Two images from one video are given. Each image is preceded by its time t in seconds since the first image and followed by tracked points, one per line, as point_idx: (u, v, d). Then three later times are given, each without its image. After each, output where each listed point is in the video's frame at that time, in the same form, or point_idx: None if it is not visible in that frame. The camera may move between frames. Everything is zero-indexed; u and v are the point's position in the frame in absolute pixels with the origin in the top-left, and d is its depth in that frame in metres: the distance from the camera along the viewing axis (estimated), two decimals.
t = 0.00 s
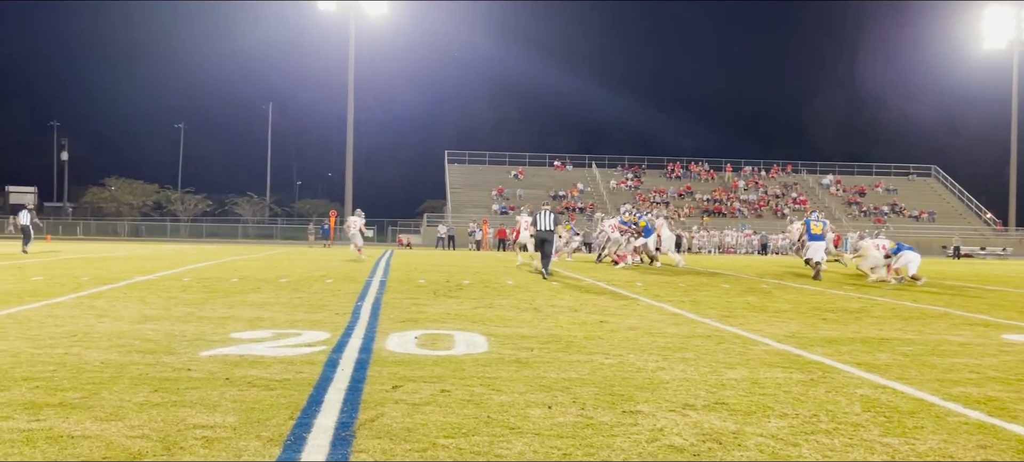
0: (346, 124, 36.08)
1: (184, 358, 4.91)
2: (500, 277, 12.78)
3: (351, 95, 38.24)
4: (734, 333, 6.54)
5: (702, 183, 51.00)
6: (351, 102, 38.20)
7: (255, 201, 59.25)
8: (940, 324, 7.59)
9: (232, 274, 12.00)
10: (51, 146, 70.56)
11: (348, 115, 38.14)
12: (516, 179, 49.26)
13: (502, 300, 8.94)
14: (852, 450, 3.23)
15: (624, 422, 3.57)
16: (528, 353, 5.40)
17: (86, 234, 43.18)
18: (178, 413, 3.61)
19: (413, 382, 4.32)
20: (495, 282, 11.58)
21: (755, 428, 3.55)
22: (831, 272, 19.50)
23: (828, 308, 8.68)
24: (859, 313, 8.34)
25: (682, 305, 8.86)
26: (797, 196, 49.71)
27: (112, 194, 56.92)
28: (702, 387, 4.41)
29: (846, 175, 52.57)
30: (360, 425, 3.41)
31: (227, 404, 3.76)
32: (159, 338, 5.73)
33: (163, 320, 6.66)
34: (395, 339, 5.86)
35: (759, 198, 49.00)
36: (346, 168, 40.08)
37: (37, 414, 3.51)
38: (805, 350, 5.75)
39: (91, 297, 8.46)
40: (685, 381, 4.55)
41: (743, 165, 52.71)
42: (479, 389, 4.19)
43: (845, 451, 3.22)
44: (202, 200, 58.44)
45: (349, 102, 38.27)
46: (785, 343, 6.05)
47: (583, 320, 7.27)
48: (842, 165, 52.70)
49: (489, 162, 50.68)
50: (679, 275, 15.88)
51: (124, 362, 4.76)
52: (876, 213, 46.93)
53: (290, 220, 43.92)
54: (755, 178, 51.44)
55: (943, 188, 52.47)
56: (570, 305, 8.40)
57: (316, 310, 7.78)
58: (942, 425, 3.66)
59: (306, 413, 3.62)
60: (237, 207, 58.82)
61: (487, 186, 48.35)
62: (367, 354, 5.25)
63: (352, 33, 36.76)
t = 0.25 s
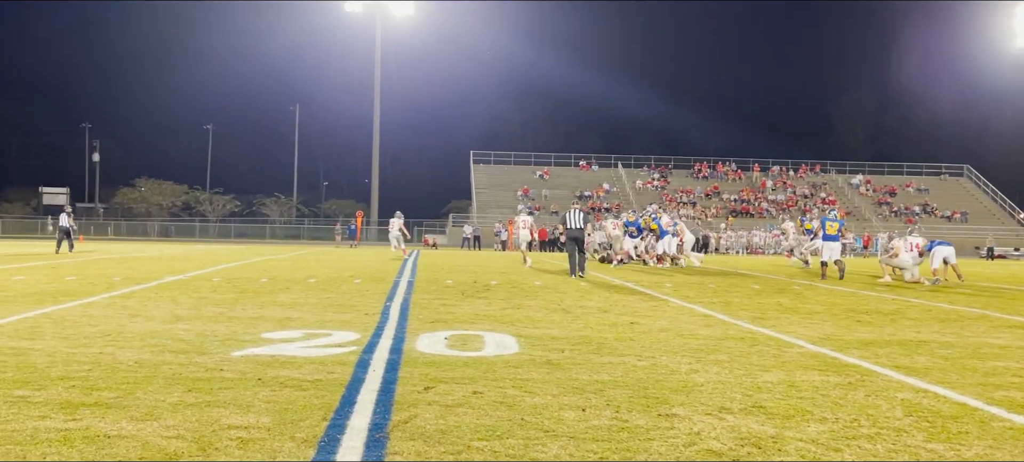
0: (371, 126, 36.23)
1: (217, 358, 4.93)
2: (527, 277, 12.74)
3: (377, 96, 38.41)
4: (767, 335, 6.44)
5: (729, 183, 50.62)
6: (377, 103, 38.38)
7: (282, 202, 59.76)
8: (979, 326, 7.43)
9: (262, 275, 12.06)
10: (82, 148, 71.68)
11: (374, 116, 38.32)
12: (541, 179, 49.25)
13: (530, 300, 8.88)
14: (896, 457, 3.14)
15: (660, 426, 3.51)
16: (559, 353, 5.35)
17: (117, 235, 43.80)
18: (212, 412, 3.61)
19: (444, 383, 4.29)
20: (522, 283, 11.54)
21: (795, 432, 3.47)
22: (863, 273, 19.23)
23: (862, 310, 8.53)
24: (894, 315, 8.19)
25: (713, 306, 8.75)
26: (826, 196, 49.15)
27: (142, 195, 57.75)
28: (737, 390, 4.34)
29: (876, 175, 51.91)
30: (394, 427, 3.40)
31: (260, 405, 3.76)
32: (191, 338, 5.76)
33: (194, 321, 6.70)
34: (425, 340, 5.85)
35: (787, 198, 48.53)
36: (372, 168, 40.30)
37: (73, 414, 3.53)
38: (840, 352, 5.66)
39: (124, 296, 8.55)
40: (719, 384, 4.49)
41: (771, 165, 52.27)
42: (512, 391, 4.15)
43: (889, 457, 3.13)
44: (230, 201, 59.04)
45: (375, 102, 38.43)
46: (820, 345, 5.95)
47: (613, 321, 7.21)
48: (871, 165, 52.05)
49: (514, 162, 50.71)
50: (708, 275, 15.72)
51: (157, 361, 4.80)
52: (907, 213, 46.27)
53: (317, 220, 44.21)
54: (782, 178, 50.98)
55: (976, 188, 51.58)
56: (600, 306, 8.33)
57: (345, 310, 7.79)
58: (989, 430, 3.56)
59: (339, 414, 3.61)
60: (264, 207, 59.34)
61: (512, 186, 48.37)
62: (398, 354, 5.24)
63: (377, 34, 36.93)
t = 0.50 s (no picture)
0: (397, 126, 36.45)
1: (252, 359, 4.96)
2: (556, 278, 12.70)
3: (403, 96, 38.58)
4: (802, 337, 6.36)
5: (756, 184, 50.22)
6: (403, 104, 38.56)
7: (309, 202, 60.23)
8: (1019, 329, 7.28)
9: (292, 275, 12.15)
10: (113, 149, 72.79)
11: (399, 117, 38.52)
12: (567, 180, 49.20)
13: (560, 302, 8.85)
14: None
15: (699, 430, 3.47)
16: (592, 356, 5.32)
17: (147, 235, 44.40)
18: (251, 412, 3.63)
19: (479, 385, 4.28)
20: (551, 284, 11.52)
21: (837, 437, 3.42)
22: (896, 275, 18.96)
23: (897, 313, 8.40)
24: (931, 317, 8.05)
25: (745, 308, 8.66)
26: (855, 197, 48.57)
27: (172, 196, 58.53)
28: (776, 393, 4.29)
29: (906, 175, 51.21)
30: (432, 428, 3.39)
31: (298, 405, 3.77)
32: (225, 338, 5.80)
33: (228, 321, 6.76)
34: (457, 340, 5.84)
35: (815, 198, 48.02)
36: (398, 169, 40.50)
37: (114, 414, 3.56)
38: (879, 355, 5.56)
39: (158, 296, 8.65)
40: (757, 387, 4.43)
41: (799, 165, 51.77)
42: (547, 393, 4.13)
43: None
44: (258, 202, 59.60)
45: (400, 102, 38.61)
46: (858, 348, 5.86)
47: (645, 323, 7.15)
48: (901, 165, 51.37)
49: (540, 163, 50.72)
50: (737, 277, 15.59)
51: (194, 361, 4.84)
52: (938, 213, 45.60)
53: (343, 221, 44.50)
54: (811, 178, 50.48)
55: (1009, 188, 50.69)
56: (630, 308, 8.28)
57: (376, 310, 7.81)
58: None
59: (376, 415, 3.61)
60: (291, 208, 59.82)
61: (537, 187, 48.37)
62: (431, 355, 5.24)
63: (403, 35, 37.08)
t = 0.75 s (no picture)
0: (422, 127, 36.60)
1: (290, 360, 4.99)
2: (585, 280, 12.65)
3: (428, 98, 38.71)
4: (841, 340, 6.27)
5: (784, 184, 49.77)
6: (428, 105, 38.67)
7: (335, 203, 60.60)
8: None
9: (323, 276, 12.22)
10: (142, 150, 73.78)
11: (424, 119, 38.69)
12: (592, 181, 49.10)
13: (591, 304, 8.81)
14: None
15: (745, 435, 3.43)
16: (630, 358, 5.28)
17: (176, 236, 44.91)
18: (294, 415, 3.64)
19: (518, 388, 4.26)
20: (581, 285, 11.48)
21: (887, 443, 3.36)
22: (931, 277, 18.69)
23: (936, 315, 8.26)
24: (971, 320, 7.91)
25: (779, 310, 8.57)
26: (885, 197, 47.97)
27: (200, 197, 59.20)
28: (820, 398, 4.21)
29: (937, 175, 50.49)
30: (475, 432, 3.38)
31: (339, 408, 3.77)
32: (262, 339, 5.83)
33: (264, 321, 6.80)
34: (492, 343, 5.83)
35: (844, 199, 47.47)
36: (423, 170, 40.66)
37: (159, 415, 3.59)
38: (922, 360, 5.47)
39: (192, 297, 8.73)
40: (800, 392, 4.37)
41: (827, 165, 51.26)
42: (588, 397, 4.10)
43: None
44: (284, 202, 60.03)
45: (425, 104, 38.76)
46: (899, 352, 5.77)
47: (679, 325, 7.10)
48: (932, 165, 50.67)
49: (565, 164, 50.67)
50: (767, 278, 15.44)
51: (234, 362, 4.86)
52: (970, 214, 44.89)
53: (369, 222, 44.72)
54: (839, 178, 49.95)
55: None
56: (663, 310, 8.21)
57: (409, 311, 7.82)
58: None
59: (418, 418, 3.60)
60: (317, 209, 60.22)
61: (562, 188, 48.33)
62: (467, 357, 5.23)
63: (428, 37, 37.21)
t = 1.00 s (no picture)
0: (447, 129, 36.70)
1: (328, 362, 5.00)
2: (615, 281, 12.59)
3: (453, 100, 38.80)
4: (882, 345, 6.16)
5: (811, 185, 49.27)
6: (453, 106, 38.78)
7: (361, 204, 60.92)
8: None
9: (353, 277, 12.27)
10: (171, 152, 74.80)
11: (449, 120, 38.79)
12: (617, 182, 48.96)
13: (624, 306, 8.74)
14: None
15: (794, 442, 3.37)
16: (669, 363, 5.23)
17: (204, 237, 45.38)
18: (338, 418, 3.63)
19: (559, 392, 4.22)
20: (611, 287, 11.42)
21: (942, 452, 3.28)
22: (965, 278, 18.39)
23: (976, 319, 8.11)
24: (1014, 324, 7.75)
25: (815, 313, 8.46)
26: (915, 198, 47.30)
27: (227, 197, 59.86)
28: (867, 404, 4.14)
29: (968, 175, 49.70)
30: (520, 437, 3.35)
31: (382, 411, 3.76)
32: (299, 341, 5.86)
33: (299, 323, 6.83)
34: (528, 346, 5.79)
35: (872, 200, 46.88)
36: (448, 171, 40.76)
37: (203, 417, 3.60)
38: (967, 365, 5.36)
39: (226, 298, 8.80)
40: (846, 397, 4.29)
41: (855, 166, 50.66)
42: (631, 402, 4.05)
43: None
44: (310, 203, 60.50)
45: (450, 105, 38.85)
46: (944, 357, 5.66)
47: (715, 329, 7.02)
48: (963, 165, 49.89)
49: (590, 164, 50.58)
50: (799, 280, 15.28)
51: (273, 364, 4.88)
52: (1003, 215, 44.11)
53: (394, 223, 44.90)
54: (867, 179, 49.35)
55: None
56: (698, 313, 8.13)
57: (441, 314, 7.81)
58: None
59: (462, 422, 3.59)
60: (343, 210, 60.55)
61: (588, 189, 48.24)
62: (505, 360, 5.20)
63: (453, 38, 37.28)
